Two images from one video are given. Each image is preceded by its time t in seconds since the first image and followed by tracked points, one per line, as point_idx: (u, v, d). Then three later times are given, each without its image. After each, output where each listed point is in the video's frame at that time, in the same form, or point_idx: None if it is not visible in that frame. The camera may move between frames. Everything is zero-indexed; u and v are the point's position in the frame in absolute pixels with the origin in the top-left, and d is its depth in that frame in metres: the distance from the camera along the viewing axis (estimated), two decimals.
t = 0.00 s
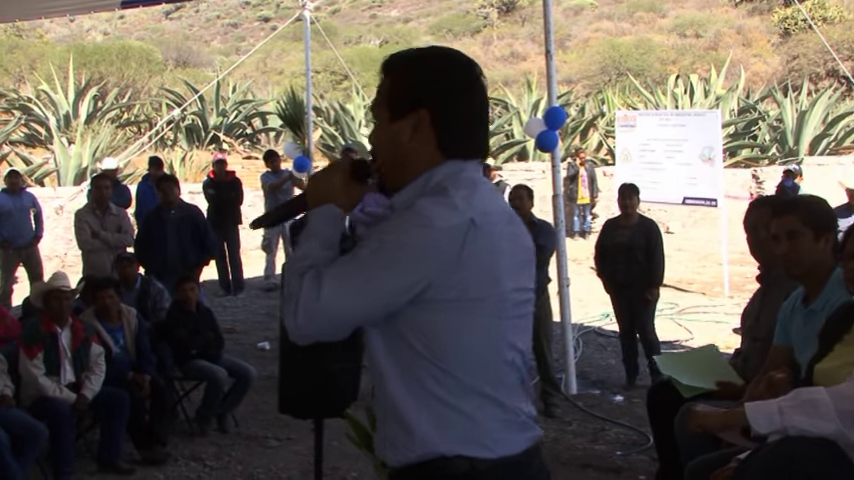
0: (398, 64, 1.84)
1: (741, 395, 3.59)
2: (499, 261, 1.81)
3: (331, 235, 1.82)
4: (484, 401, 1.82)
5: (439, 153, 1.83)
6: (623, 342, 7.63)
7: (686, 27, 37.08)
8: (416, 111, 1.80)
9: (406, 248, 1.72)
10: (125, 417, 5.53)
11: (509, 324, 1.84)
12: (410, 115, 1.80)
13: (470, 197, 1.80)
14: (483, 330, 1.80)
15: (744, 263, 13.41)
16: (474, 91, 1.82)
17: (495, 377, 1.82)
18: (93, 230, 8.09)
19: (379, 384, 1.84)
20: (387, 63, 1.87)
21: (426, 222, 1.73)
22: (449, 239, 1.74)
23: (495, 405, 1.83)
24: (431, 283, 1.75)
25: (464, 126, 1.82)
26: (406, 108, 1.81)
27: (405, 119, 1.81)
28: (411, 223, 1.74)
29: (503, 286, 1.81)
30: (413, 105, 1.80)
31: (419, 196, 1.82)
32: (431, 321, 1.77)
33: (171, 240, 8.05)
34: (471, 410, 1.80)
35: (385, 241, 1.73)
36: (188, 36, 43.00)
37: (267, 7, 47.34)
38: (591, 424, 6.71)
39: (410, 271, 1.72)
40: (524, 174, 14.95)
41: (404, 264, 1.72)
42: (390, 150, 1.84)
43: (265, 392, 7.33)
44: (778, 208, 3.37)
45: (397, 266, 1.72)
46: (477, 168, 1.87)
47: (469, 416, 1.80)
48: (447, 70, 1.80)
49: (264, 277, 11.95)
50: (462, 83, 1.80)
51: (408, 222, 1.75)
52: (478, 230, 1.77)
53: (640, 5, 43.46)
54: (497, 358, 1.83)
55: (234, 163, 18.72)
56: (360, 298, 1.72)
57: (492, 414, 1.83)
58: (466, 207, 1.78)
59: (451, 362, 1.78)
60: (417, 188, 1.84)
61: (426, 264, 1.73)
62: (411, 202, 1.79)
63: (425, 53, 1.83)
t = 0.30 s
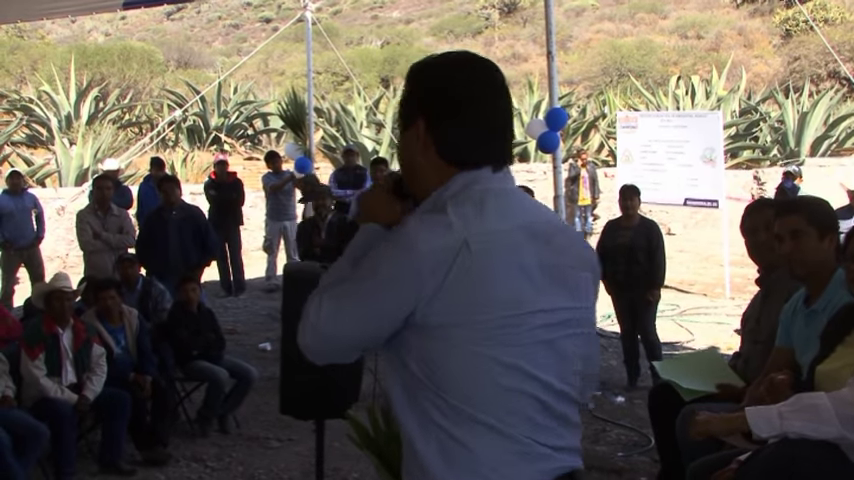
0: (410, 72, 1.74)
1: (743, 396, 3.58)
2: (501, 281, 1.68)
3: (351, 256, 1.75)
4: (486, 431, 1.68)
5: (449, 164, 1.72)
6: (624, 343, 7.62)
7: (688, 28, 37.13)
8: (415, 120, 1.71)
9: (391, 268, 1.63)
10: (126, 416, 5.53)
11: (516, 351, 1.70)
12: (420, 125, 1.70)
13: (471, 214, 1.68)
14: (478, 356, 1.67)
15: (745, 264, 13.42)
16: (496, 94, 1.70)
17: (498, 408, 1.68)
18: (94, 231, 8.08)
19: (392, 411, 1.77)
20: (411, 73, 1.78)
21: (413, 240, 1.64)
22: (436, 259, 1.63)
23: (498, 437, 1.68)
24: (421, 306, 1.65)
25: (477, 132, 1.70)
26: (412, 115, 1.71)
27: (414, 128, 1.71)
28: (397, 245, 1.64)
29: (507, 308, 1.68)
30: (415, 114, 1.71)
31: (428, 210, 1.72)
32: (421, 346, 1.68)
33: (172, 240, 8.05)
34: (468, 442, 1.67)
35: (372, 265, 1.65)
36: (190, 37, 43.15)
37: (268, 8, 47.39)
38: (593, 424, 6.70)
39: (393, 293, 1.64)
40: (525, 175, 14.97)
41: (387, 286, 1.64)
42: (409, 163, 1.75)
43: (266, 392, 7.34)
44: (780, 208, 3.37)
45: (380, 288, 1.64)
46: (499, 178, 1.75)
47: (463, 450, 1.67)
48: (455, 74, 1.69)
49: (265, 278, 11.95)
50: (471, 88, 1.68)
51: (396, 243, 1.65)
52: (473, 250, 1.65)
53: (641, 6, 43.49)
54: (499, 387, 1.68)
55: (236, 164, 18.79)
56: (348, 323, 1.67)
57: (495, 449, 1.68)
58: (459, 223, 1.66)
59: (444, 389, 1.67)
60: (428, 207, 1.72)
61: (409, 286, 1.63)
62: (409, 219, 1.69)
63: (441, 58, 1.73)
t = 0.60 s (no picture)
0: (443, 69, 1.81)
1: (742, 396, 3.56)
2: (483, 281, 1.68)
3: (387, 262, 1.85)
4: (472, 437, 1.68)
5: (467, 158, 1.76)
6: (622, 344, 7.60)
7: (686, 29, 37.17)
8: (445, 112, 1.76)
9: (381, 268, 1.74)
10: (123, 417, 5.53)
11: (505, 351, 1.68)
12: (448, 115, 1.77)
13: (467, 213, 1.71)
14: (458, 358, 1.69)
15: (743, 264, 13.42)
16: (523, 85, 1.72)
17: (482, 409, 1.68)
18: (92, 231, 8.08)
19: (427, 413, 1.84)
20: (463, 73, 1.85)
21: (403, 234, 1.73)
22: (419, 256, 1.70)
23: (485, 443, 1.67)
24: (409, 303, 1.73)
25: (505, 127, 1.72)
26: (443, 111, 1.77)
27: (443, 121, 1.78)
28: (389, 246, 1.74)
29: (492, 309, 1.68)
30: (444, 109, 1.77)
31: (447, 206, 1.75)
32: (413, 345, 1.75)
33: (170, 241, 8.05)
34: (451, 441, 1.70)
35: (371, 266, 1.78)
36: (188, 38, 43.09)
37: (266, 9, 47.38)
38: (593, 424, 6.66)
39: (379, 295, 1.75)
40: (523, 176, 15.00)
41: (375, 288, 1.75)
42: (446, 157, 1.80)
43: (264, 394, 7.34)
44: (782, 209, 3.41)
45: (374, 290, 1.75)
46: (524, 174, 1.74)
47: (448, 448, 1.71)
48: (474, 66, 1.74)
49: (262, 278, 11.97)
50: (490, 78, 1.72)
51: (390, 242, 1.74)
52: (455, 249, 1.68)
53: (639, 6, 43.51)
54: (480, 390, 1.68)
55: (233, 165, 18.90)
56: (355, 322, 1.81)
57: (478, 451, 1.68)
58: (449, 222, 1.71)
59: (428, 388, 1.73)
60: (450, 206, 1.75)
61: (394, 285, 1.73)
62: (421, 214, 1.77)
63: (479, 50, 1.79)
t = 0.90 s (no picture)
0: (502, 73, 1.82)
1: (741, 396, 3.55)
2: (517, 286, 1.69)
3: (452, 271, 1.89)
4: (512, 443, 1.68)
5: (521, 164, 1.76)
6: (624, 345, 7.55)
7: (685, 31, 37.20)
8: (501, 114, 1.77)
9: (426, 276, 1.81)
10: (122, 418, 5.53)
11: (539, 354, 1.68)
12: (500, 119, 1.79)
13: (509, 220, 1.73)
14: (495, 362, 1.71)
15: (742, 266, 13.42)
16: (569, 92, 1.70)
17: (518, 413, 1.68)
18: (91, 232, 8.08)
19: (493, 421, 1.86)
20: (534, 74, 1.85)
21: (445, 242, 1.78)
22: (458, 257, 1.75)
23: (523, 448, 1.67)
24: (451, 305, 1.77)
25: (560, 129, 1.71)
26: (500, 113, 1.77)
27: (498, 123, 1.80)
28: (435, 251, 1.80)
29: (527, 313, 1.68)
30: (500, 111, 1.77)
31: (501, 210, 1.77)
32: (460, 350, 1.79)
33: (169, 243, 8.05)
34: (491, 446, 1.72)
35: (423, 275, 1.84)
36: (187, 39, 43.05)
37: (266, 10, 47.39)
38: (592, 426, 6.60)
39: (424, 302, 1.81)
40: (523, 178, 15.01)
41: (421, 294, 1.82)
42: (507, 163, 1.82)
43: (264, 395, 7.32)
44: (781, 212, 3.45)
45: (422, 296, 1.81)
46: (577, 179, 1.73)
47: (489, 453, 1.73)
48: (522, 68, 1.75)
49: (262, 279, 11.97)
50: (539, 84, 1.71)
51: (437, 251, 1.79)
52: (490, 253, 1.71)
53: (639, 8, 43.55)
54: (517, 393, 1.68)
55: (233, 165, 18.94)
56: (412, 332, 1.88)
57: (518, 457, 1.67)
58: (487, 227, 1.74)
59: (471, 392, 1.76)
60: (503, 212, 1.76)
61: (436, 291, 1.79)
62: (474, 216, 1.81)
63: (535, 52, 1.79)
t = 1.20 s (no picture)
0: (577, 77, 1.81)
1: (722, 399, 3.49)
2: (607, 279, 1.66)
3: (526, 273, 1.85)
4: (598, 436, 1.65)
5: (603, 162, 1.74)
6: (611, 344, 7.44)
7: (673, 32, 37.18)
8: (583, 116, 1.74)
9: (507, 273, 1.76)
10: (108, 419, 5.52)
11: (629, 347, 1.64)
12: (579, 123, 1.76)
13: (595, 214, 1.70)
14: (582, 355, 1.67)
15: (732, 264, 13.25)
16: (643, 98, 1.67)
17: (605, 405, 1.65)
18: (77, 233, 8.05)
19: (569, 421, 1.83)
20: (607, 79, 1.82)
21: (527, 242, 1.75)
22: (543, 254, 1.72)
23: (609, 441, 1.64)
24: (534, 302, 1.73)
25: (641, 129, 1.69)
26: (580, 114, 1.74)
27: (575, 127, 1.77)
28: (517, 248, 1.76)
29: (620, 305, 1.65)
30: (581, 112, 1.74)
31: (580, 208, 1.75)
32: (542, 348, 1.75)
33: (156, 244, 8.04)
34: (575, 441, 1.68)
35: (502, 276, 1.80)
36: (174, 39, 42.93)
37: (254, 10, 47.30)
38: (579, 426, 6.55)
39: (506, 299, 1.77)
40: (511, 178, 15.01)
41: (505, 292, 1.77)
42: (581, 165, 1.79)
43: (251, 396, 7.32)
44: (764, 213, 3.38)
45: (503, 293, 1.77)
46: (662, 177, 1.70)
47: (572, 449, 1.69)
48: (602, 70, 1.72)
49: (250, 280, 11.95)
50: (617, 85, 1.69)
51: (520, 247, 1.75)
52: (581, 247, 1.68)
53: (626, 9, 43.55)
54: (607, 384, 1.64)
55: (220, 166, 18.91)
56: (486, 333, 1.83)
57: (605, 452, 1.64)
58: (577, 220, 1.71)
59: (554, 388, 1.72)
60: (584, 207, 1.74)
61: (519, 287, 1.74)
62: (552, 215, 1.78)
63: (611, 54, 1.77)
